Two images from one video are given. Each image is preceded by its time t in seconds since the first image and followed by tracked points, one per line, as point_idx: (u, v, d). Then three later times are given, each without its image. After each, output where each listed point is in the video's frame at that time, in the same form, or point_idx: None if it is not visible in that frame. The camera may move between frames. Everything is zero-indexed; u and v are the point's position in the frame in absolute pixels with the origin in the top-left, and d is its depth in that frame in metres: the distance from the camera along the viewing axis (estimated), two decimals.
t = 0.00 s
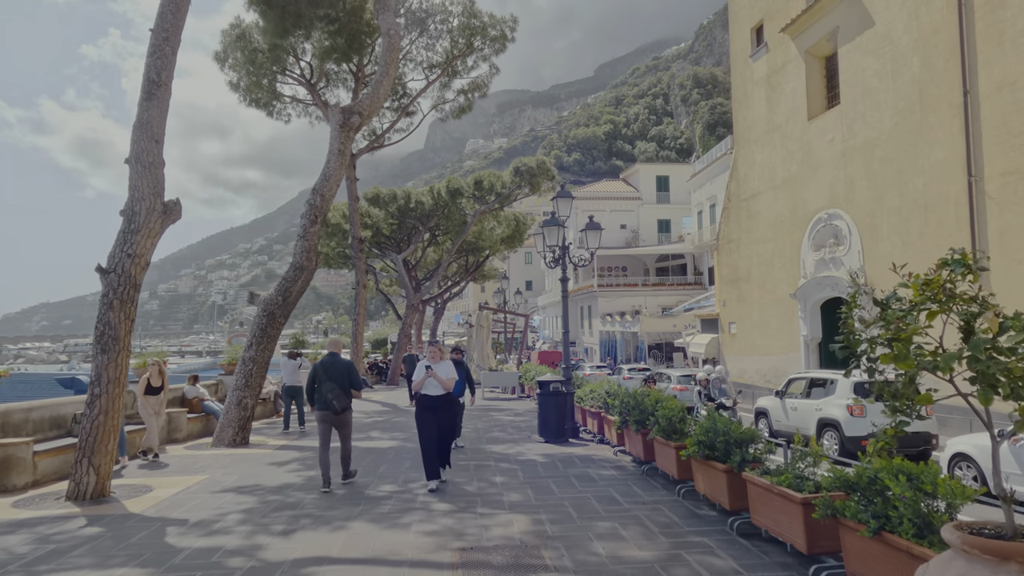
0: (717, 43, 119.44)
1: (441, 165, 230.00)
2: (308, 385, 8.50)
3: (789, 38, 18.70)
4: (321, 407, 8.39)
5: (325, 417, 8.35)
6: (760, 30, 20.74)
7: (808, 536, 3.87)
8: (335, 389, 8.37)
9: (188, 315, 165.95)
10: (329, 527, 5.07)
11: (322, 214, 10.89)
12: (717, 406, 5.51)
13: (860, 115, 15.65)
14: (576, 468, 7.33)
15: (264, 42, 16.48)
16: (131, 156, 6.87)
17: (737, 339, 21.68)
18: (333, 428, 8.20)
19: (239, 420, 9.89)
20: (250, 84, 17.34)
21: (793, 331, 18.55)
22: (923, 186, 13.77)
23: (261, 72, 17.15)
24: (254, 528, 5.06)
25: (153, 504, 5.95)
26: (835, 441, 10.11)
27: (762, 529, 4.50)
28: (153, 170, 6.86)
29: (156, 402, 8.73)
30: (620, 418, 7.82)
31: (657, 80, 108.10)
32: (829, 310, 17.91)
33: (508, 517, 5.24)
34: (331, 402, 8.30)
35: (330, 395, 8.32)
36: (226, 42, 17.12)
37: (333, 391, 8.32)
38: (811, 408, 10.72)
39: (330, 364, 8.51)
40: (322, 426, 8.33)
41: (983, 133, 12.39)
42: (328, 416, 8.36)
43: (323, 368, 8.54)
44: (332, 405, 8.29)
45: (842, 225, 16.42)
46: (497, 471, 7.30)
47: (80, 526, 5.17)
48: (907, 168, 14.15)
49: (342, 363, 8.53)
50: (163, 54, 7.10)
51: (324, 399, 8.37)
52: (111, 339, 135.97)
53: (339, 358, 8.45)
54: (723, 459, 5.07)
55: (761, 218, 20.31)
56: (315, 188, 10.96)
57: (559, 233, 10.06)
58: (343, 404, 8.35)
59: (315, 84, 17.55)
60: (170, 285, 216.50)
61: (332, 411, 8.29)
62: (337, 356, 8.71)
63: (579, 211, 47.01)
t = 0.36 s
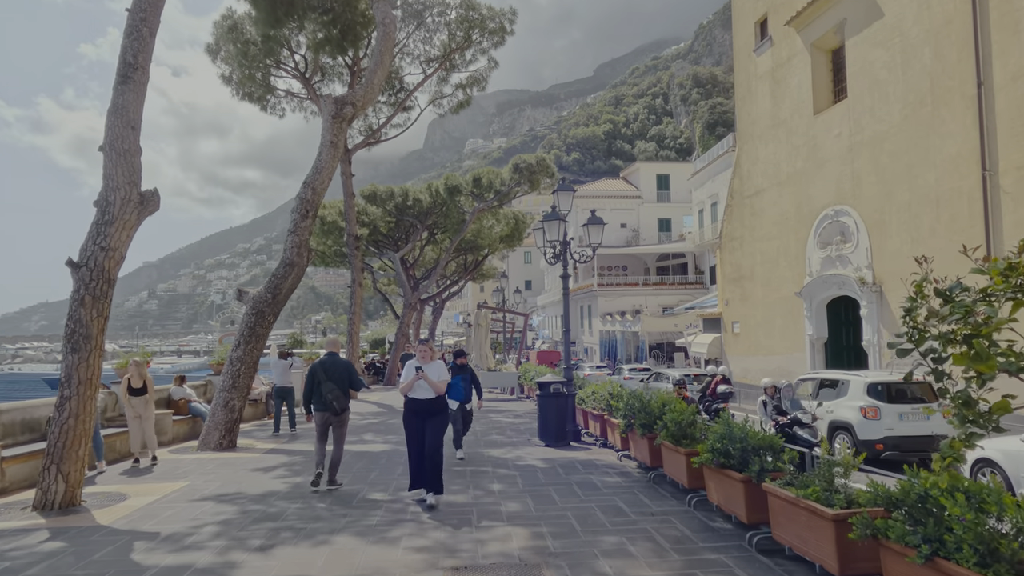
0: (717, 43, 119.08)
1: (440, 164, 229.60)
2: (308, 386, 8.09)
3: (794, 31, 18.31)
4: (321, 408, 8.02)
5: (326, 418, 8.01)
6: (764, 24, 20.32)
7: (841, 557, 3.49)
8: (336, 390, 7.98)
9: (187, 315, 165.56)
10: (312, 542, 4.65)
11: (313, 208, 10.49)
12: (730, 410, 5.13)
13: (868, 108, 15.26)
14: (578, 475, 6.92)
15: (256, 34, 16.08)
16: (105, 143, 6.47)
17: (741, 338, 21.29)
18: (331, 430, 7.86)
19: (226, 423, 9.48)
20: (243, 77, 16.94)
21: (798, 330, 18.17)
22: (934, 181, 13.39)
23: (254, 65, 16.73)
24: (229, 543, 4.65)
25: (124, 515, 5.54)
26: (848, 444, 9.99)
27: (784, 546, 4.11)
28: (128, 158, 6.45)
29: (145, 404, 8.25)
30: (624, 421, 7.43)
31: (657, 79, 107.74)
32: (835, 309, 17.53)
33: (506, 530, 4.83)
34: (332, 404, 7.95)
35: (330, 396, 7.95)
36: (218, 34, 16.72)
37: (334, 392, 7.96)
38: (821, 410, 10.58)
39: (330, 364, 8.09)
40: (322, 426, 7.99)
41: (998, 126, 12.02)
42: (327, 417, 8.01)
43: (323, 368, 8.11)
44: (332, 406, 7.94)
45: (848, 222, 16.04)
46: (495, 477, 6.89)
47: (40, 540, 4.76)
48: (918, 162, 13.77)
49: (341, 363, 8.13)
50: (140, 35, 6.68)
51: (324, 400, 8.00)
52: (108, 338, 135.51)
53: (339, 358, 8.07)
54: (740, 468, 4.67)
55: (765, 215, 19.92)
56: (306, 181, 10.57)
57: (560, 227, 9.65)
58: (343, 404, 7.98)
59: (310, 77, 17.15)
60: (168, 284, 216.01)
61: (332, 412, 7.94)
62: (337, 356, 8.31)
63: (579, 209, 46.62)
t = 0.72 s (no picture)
0: (717, 42, 118.76)
1: (440, 164, 229.26)
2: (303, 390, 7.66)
3: (801, 25, 17.91)
4: (317, 412, 7.63)
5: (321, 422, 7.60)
6: (769, 18, 19.93)
7: None
8: (332, 393, 7.56)
9: (186, 315, 165.20)
10: (294, 563, 4.25)
11: (306, 204, 10.09)
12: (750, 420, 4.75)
13: (878, 103, 14.86)
14: (582, 485, 6.53)
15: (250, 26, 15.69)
16: (78, 132, 6.07)
17: (745, 339, 20.93)
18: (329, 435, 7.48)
19: (213, 427, 9.08)
20: (237, 72, 16.54)
21: (805, 331, 17.78)
22: (947, 178, 12.99)
23: (248, 58, 16.32)
24: (203, 565, 4.25)
25: (94, 530, 5.13)
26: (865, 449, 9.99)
27: (814, 571, 3.72)
28: (103, 147, 6.05)
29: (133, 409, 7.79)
30: (631, 427, 7.04)
31: (657, 79, 107.36)
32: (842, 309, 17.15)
33: (506, 550, 4.42)
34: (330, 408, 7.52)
35: (327, 400, 7.55)
36: (211, 27, 16.33)
37: (331, 396, 7.53)
38: (835, 415, 10.56)
39: (325, 367, 7.65)
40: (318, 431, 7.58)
41: (1015, 119, 11.62)
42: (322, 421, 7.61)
43: (319, 371, 7.69)
44: (330, 409, 7.53)
45: (857, 220, 15.64)
46: (494, 487, 6.49)
47: None
48: (930, 158, 13.38)
49: (338, 366, 7.71)
50: (117, 17, 6.27)
51: (320, 404, 7.60)
52: (107, 338, 135.11)
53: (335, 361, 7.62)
54: (763, 483, 4.27)
55: (770, 213, 19.53)
56: (298, 176, 10.19)
57: (563, 223, 9.24)
58: (340, 408, 7.58)
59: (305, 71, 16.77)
60: (168, 284, 215.65)
61: (330, 417, 7.53)
62: (333, 359, 7.88)
63: (580, 209, 46.25)
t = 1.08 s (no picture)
0: (717, 43, 118.57)
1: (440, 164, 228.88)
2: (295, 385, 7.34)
3: (807, 17, 17.52)
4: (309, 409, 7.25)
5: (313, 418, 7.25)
6: (774, 11, 19.54)
7: None
8: (323, 390, 7.19)
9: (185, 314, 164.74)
10: None
11: (296, 196, 9.69)
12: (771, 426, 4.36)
13: (888, 95, 14.45)
14: (585, 492, 6.12)
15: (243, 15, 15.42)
16: (44, 113, 5.67)
17: (749, 338, 20.53)
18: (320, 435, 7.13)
19: (198, 429, 8.66)
20: (229, 63, 16.15)
21: (811, 329, 17.37)
22: (961, 171, 12.59)
23: (240, 49, 15.93)
24: None
25: (54, 542, 4.72)
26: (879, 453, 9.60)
27: None
28: (72, 129, 5.65)
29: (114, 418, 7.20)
30: (636, 429, 6.62)
31: (656, 79, 107.39)
32: (850, 308, 16.74)
33: (502, 568, 4.01)
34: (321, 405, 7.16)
35: (317, 398, 7.15)
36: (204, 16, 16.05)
37: (321, 393, 7.14)
38: (848, 416, 10.26)
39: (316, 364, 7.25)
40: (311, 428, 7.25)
41: None
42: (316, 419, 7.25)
43: (310, 368, 7.33)
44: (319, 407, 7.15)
45: (866, 216, 15.23)
46: (491, 495, 6.08)
47: None
48: (942, 151, 12.97)
49: (330, 364, 7.27)
50: None
51: (310, 401, 7.23)
52: (105, 337, 134.61)
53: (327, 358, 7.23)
54: (787, 494, 3.87)
55: (775, 210, 19.12)
56: (287, 167, 9.78)
57: (564, 216, 8.81)
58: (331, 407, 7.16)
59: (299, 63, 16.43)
60: (167, 284, 215.15)
61: (320, 415, 7.15)
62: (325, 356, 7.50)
63: (580, 207, 45.85)
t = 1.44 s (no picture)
0: (718, 42, 118.19)
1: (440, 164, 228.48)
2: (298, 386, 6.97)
3: (815, 8, 17.12)
4: (314, 411, 6.89)
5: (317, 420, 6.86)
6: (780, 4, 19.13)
7: None
8: (329, 391, 6.87)
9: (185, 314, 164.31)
10: None
11: (288, 188, 9.28)
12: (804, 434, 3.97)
13: (900, 87, 14.03)
14: (592, 501, 5.70)
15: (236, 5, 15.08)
16: (9, 93, 5.43)
17: (755, 338, 20.11)
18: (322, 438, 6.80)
19: (184, 433, 8.26)
20: (222, 55, 15.75)
21: (819, 329, 16.95)
22: (977, 164, 12.18)
23: (233, 41, 15.53)
24: None
25: (13, 559, 4.31)
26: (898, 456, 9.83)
27: None
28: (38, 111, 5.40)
29: (84, 422, 6.79)
30: (645, 434, 6.20)
31: (657, 78, 106.98)
32: (860, 306, 16.31)
33: None
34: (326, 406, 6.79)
35: (322, 399, 6.83)
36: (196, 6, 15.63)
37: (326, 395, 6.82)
38: (866, 418, 10.55)
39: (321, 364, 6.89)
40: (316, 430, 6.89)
41: None
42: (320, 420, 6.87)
43: (315, 368, 7.00)
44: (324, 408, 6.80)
45: (877, 212, 14.81)
46: (492, 504, 5.67)
47: None
48: (957, 144, 12.56)
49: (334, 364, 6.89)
50: None
51: (316, 403, 6.90)
52: (104, 338, 134.17)
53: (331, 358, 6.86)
54: (826, 511, 3.47)
55: (782, 206, 18.71)
56: (278, 158, 9.38)
57: (568, 208, 8.38)
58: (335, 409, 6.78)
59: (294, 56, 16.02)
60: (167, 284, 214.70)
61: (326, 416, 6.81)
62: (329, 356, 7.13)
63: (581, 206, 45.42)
